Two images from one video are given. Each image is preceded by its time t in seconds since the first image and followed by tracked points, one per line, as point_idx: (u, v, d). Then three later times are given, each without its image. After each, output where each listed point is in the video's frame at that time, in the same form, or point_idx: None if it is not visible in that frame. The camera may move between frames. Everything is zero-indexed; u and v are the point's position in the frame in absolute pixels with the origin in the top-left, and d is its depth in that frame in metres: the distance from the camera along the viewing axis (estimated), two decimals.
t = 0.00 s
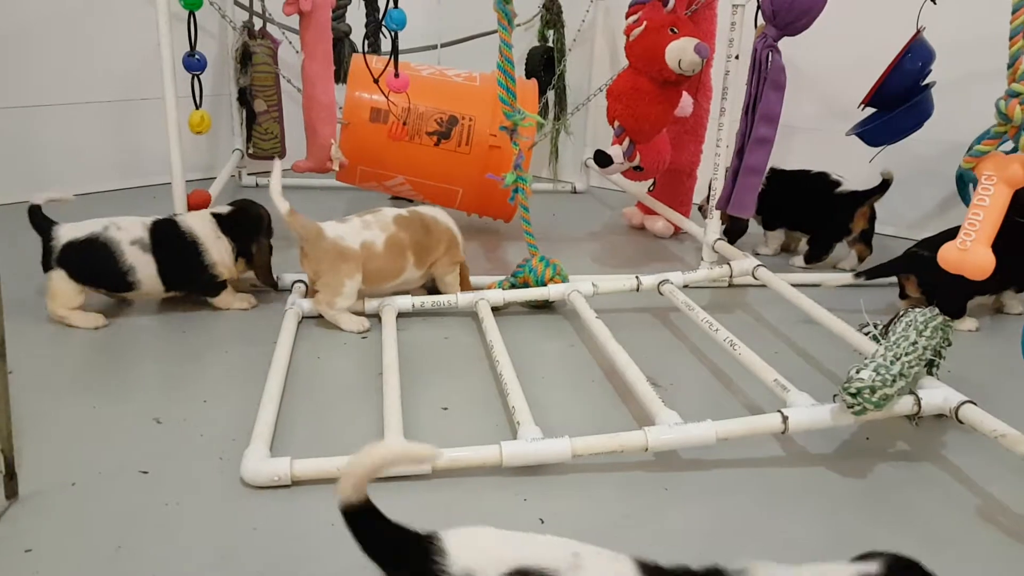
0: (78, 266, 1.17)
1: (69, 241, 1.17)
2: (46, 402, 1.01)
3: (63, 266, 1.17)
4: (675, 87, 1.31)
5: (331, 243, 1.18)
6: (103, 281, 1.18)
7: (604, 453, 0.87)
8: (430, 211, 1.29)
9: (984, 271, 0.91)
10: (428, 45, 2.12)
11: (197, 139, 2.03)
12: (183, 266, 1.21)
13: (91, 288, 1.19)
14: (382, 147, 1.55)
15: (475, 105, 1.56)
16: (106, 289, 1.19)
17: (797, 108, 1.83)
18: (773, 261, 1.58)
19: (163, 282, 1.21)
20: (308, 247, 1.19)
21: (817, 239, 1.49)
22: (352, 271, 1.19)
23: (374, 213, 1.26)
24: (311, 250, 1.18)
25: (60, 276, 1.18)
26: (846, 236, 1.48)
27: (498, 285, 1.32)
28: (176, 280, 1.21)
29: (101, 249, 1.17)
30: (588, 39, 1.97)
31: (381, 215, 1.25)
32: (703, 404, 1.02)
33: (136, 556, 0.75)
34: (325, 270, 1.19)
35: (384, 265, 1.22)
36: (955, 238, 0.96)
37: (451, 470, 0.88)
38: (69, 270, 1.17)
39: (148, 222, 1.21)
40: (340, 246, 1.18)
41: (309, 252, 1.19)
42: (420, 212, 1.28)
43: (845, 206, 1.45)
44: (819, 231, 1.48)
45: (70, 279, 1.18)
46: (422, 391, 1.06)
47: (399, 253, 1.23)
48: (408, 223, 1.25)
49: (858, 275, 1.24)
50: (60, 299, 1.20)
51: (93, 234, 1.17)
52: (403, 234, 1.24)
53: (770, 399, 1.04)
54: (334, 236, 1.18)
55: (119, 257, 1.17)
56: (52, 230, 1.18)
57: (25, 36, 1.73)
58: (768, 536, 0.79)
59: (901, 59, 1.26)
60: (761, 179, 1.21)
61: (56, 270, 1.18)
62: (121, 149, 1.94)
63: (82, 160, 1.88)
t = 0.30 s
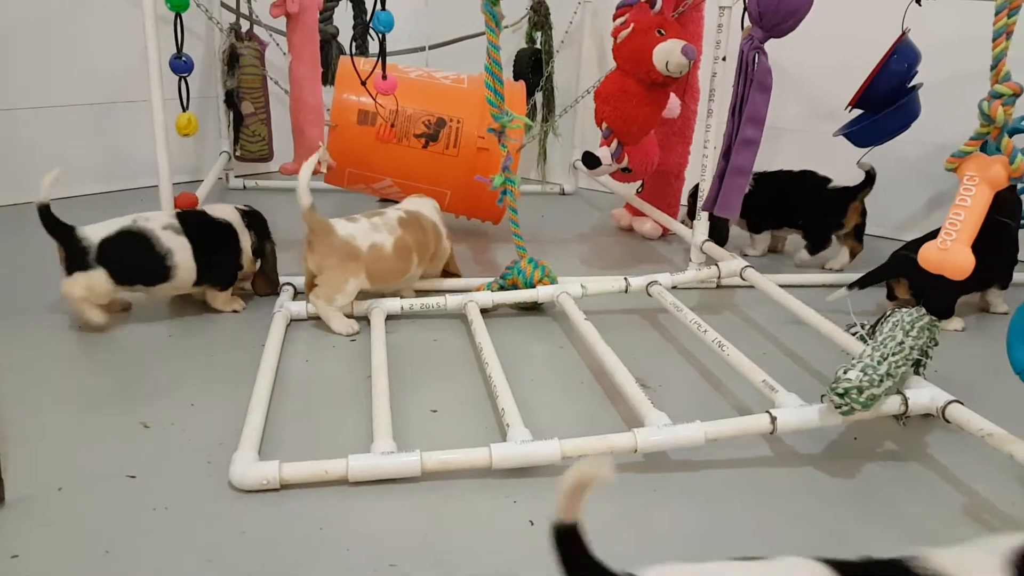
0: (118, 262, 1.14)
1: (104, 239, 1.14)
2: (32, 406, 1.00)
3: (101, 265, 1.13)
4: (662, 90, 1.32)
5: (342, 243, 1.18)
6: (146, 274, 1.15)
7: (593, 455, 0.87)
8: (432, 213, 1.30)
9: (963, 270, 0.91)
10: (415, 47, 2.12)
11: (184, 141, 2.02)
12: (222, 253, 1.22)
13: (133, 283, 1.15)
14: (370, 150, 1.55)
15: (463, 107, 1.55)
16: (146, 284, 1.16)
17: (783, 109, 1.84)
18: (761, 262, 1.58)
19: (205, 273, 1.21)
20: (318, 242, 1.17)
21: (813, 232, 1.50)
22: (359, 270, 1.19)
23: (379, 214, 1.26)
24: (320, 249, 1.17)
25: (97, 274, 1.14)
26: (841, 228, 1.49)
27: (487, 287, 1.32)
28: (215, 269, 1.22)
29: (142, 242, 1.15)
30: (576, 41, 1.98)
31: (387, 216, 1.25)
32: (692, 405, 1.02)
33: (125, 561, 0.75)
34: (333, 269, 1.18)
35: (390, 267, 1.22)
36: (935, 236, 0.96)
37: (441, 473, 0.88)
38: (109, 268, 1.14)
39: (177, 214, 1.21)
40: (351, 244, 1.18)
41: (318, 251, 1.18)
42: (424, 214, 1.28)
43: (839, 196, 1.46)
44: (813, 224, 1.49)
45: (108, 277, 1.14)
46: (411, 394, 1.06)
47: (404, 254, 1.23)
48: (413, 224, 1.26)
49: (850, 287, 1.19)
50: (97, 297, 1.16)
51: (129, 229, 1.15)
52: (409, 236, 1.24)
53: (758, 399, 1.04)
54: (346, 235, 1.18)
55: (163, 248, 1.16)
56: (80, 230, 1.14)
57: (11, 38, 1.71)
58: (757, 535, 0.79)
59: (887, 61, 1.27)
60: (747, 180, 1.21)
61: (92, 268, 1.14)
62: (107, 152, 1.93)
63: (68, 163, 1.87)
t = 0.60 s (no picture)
0: (159, 277, 1.13)
1: (140, 252, 1.11)
2: (22, 412, 0.99)
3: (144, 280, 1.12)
4: (652, 93, 1.32)
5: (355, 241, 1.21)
6: (182, 287, 1.16)
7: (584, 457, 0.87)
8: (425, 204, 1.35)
9: (954, 273, 0.91)
10: (405, 50, 2.12)
11: (173, 145, 2.01)
12: (239, 257, 1.25)
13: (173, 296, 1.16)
14: (361, 153, 1.55)
15: (454, 110, 1.56)
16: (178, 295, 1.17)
17: (772, 112, 1.85)
18: (751, 264, 1.59)
19: (225, 277, 1.23)
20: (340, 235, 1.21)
21: (821, 239, 1.50)
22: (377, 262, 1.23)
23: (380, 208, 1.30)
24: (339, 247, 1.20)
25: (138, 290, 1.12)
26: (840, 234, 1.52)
27: (478, 291, 1.32)
28: (232, 273, 1.24)
29: (180, 254, 1.14)
30: (566, 44, 1.98)
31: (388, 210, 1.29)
32: (683, 407, 1.02)
33: (115, 567, 0.74)
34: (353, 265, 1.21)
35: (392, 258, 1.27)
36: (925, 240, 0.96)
37: (432, 477, 0.88)
38: (152, 283, 1.12)
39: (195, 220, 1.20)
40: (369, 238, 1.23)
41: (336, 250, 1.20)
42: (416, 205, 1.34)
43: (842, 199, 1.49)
44: (821, 230, 1.50)
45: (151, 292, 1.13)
46: (403, 398, 1.06)
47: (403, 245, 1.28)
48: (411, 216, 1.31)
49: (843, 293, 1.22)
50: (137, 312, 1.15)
51: (164, 241, 1.14)
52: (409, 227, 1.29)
53: (748, 401, 1.04)
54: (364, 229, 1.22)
55: (197, 259, 1.17)
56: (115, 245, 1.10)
57: None
58: (748, 537, 0.79)
59: (875, 64, 1.27)
60: (737, 183, 1.22)
61: (132, 283, 1.11)
62: (96, 156, 1.92)
63: (58, 167, 1.86)
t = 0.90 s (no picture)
0: (199, 264, 1.14)
1: (177, 247, 1.12)
2: (15, 414, 0.99)
3: (189, 272, 1.13)
4: (646, 91, 1.32)
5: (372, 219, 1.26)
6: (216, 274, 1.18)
7: (579, 456, 0.87)
8: (408, 190, 1.42)
9: (948, 272, 0.92)
10: (398, 49, 2.12)
11: (166, 144, 2.00)
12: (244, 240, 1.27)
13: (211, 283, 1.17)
14: (354, 152, 1.54)
15: (447, 109, 1.55)
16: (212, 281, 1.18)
17: (765, 110, 1.85)
18: (745, 262, 1.59)
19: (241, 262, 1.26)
20: (346, 220, 1.23)
21: (803, 226, 1.51)
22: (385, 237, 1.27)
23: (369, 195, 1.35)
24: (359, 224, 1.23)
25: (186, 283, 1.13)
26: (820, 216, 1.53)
27: (472, 290, 1.31)
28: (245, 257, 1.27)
29: (206, 241, 1.16)
30: (559, 43, 1.98)
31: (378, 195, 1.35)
32: (677, 405, 1.03)
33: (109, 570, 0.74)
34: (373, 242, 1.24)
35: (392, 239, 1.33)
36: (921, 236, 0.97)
37: (427, 477, 0.87)
38: (196, 273, 1.14)
39: (200, 212, 1.21)
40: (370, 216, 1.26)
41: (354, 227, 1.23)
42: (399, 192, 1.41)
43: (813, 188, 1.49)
44: (802, 218, 1.50)
45: (196, 281, 1.14)
46: (397, 397, 1.05)
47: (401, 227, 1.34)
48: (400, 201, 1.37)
49: (826, 297, 1.24)
50: (188, 306, 1.15)
51: (190, 231, 1.14)
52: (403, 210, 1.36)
53: (743, 399, 1.04)
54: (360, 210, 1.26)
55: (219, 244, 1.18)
56: (153, 244, 1.09)
57: None
58: (744, 536, 0.79)
59: (868, 61, 1.27)
60: (731, 182, 1.22)
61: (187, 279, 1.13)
62: (89, 156, 1.91)
63: (50, 167, 1.85)
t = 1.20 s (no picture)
0: (217, 259, 1.20)
1: (200, 240, 1.19)
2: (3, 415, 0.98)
3: (206, 263, 1.19)
4: (637, 90, 1.32)
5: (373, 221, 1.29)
6: (233, 274, 1.23)
7: (571, 455, 0.87)
8: (407, 185, 1.46)
9: (935, 268, 0.91)
10: (389, 48, 2.11)
11: (156, 144, 1.99)
12: (274, 250, 1.33)
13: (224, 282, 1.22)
14: (345, 151, 1.54)
15: (439, 108, 1.55)
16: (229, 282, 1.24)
17: (756, 108, 1.85)
18: (738, 260, 1.59)
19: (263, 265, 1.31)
20: (342, 225, 1.27)
21: (789, 225, 1.51)
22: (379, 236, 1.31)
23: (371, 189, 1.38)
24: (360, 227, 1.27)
25: (201, 273, 1.19)
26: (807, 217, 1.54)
27: (463, 289, 1.31)
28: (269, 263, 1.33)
29: (232, 239, 1.23)
30: (550, 41, 1.98)
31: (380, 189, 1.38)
32: (669, 404, 1.03)
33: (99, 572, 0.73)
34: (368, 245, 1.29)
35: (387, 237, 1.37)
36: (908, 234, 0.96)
37: (418, 477, 0.87)
38: (212, 266, 1.20)
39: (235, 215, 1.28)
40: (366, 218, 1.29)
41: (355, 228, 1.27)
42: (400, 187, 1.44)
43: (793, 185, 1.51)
44: (785, 217, 1.51)
45: (210, 275, 1.20)
46: (389, 397, 1.05)
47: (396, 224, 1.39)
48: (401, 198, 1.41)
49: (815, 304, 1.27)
50: (197, 298, 1.20)
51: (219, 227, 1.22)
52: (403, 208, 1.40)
53: (734, 397, 1.04)
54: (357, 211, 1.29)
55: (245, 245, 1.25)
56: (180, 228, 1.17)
57: None
58: (737, 535, 0.79)
59: (860, 59, 1.28)
60: (722, 180, 1.22)
61: (202, 271, 1.19)
62: (78, 156, 1.89)
63: (40, 167, 1.84)
